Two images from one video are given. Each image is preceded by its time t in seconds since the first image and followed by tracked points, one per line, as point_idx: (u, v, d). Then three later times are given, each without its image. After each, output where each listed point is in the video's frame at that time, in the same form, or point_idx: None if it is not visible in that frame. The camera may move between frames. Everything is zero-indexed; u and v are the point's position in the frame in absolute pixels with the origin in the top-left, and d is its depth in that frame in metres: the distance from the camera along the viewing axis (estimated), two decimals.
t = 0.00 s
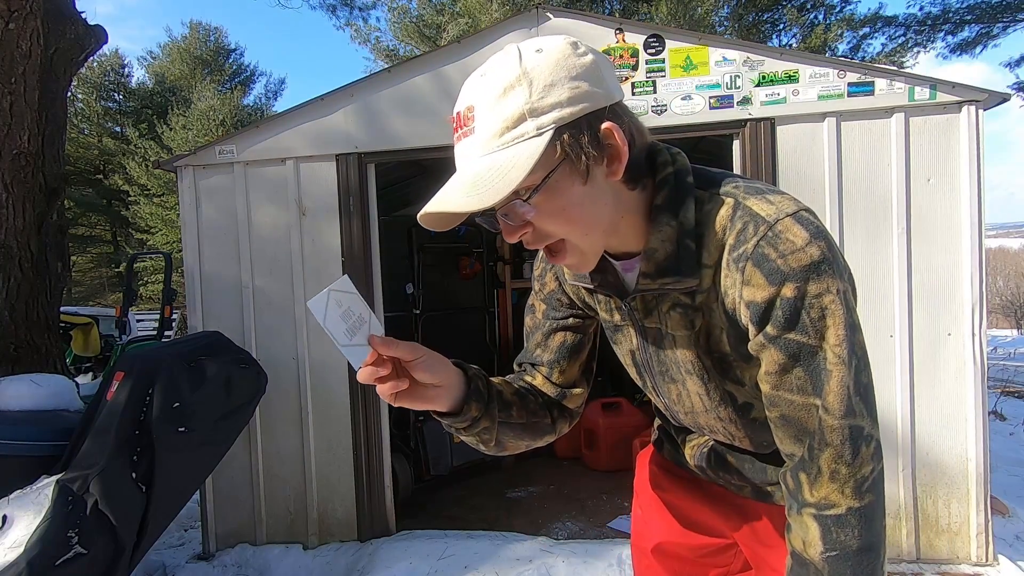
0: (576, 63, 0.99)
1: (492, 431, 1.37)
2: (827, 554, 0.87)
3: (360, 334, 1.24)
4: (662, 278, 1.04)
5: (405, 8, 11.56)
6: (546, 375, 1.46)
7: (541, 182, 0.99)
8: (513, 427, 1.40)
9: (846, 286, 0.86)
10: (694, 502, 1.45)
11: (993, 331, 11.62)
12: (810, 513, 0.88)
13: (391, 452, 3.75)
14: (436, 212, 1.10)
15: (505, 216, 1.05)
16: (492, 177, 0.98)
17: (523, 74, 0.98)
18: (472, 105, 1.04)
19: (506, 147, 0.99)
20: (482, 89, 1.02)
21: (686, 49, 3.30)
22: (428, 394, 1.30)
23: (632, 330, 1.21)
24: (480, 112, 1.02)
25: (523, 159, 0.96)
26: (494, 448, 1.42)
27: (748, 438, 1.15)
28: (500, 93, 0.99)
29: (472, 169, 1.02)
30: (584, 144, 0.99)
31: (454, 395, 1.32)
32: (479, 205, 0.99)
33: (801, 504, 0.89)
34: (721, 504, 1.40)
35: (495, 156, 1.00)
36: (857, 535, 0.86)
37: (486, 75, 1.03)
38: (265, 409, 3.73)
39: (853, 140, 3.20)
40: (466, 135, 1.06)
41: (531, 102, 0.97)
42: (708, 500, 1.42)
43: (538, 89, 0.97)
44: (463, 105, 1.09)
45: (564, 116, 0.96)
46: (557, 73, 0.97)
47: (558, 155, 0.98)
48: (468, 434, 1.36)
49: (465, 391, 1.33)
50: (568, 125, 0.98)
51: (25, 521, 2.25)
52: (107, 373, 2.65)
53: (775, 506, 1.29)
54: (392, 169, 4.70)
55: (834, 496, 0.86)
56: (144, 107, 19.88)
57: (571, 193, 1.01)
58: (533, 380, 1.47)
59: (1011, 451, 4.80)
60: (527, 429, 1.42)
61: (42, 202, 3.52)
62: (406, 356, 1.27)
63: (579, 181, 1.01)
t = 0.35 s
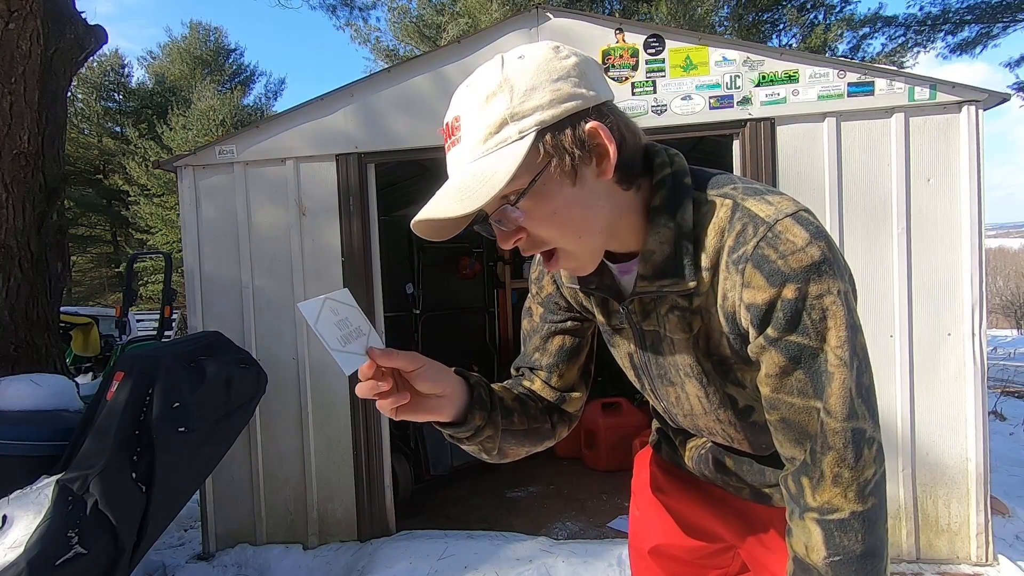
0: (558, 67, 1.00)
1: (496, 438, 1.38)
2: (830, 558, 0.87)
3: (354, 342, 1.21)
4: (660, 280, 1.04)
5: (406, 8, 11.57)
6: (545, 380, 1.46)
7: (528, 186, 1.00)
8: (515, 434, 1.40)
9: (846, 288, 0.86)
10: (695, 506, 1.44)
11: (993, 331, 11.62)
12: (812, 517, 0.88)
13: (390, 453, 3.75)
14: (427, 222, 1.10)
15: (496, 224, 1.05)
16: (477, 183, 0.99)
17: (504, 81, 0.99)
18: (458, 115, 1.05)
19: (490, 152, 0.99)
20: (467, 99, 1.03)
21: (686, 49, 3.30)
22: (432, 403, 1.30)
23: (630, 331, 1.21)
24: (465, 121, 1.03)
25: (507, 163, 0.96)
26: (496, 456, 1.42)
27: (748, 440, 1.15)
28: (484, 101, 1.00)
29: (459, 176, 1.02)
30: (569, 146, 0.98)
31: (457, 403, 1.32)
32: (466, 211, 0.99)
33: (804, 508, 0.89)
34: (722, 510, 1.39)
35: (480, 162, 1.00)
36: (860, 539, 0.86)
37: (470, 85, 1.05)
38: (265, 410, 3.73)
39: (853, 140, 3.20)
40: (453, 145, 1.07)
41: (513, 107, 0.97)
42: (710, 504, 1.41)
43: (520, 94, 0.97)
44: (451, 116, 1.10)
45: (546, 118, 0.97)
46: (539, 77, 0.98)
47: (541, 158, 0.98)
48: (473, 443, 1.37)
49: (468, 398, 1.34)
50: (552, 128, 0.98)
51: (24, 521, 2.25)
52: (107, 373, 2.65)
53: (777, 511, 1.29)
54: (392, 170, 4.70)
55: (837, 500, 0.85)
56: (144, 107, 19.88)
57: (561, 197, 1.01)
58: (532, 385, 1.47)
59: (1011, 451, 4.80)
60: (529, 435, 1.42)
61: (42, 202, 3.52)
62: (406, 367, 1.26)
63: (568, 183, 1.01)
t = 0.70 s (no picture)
0: (560, 68, 0.99)
1: (503, 437, 1.38)
2: (831, 558, 0.87)
3: (364, 348, 1.24)
4: (664, 279, 1.04)
5: (405, 8, 11.57)
6: (550, 377, 1.46)
7: (532, 187, 1.00)
8: (521, 432, 1.41)
9: (850, 288, 0.86)
10: (697, 505, 1.43)
11: (993, 331, 11.62)
12: (814, 517, 0.88)
13: (391, 453, 3.75)
14: (432, 223, 1.10)
15: (500, 224, 1.05)
16: (482, 184, 0.99)
17: (508, 82, 0.99)
18: (461, 116, 1.05)
19: (494, 153, 0.99)
20: (470, 100, 1.03)
21: (686, 49, 3.30)
22: (441, 404, 1.30)
23: (634, 329, 1.21)
24: (469, 122, 1.03)
25: (512, 164, 0.96)
26: (503, 454, 1.43)
27: (750, 440, 1.15)
28: (487, 102, 1.00)
29: (464, 177, 1.03)
30: (573, 146, 0.98)
31: (466, 403, 1.32)
32: (470, 212, 1.00)
33: (805, 508, 0.89)
34: (724, 508, 1.39)
35: (484, 163, 1.00)
36: (861, 539, 0.86)
37: (473, 86, 1.05)
38: (265, 410, 3.73)
39: (853, 140, 3.20)
40: (457, 145, 1.07)
41: (517, 109, 0.97)
42: (711, 503, 1.41)
43: (523, 95, 0.97)
44: (454, 117, 1.09)
45: (550, 120, 0.97)
46: (542, 78, 0.98)
47: (545, 160, 0.98)
48: (482, 443, 1.37)
49: (476, 397, 1.34)
50: (555, 129, 0.98)
51: (24, 521, 2.25)
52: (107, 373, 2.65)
53: (779, 509, 1.28)
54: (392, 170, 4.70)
55: (838, 500, 0.86)
56: (144, 107, 19.89)
57: (564, 198, 1.01)
58: (536, 382, 1.47)
59: (1011, 451, 4.79)
60: (534, 432, 1.43)
61: (42, 203, 3.52)
62: (415, 368, 1.27)
63: (571, 184, 1.01)
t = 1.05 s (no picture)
0: (571, 64, 0.99)
1: (514, 433, 1.38)
2: (834, 557, 0.87)
3: (381, 342, 1.22)
4: (670, 276, 1.04)
5: (406, 8, 11.56)
6: (558, 374, 1.46)
7: (544, 181, 1.00)
8: (532, 428, 1.41)
9: (855, 286, 0.86)
10: (701, 504, 1.44)
11: (993, 331, 11.61)
12: (817, 516, 0.88)
13: (391, 453, 3.75)
14: (446, 220, 1.10)
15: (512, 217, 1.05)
16: (495, 181, 0.99)
17: (519, 79, 0.98)
18: (473, 114, 1.05)
19: (507, 150, 0.99)
20: (481, 98, 1.03)
21: (686, 49, 3.30)
22: (454, 399, 1.30)
23: (639, 326, 1.21)
24: (480, 119, 1.03)
25: (525, 160, 0.96)
26: (513, 450, 1.43)
27: (754, 438, 1.15)
28: (498, 99, 1.00)
29: (477, 174, 1.03)
30: (585, 141, 0.98)
31: (478, 398, 1.32)
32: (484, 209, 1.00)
33: (808, 507, 0.89)
34: (728, 508, 1.38)
35: (497, 160, 1.00)
36: (865, 539, 0.86)
37: (484, 84, 1.05)
38: (266, 409, 3.73)
39: (853, 140, 3.20)
40: (469, 143, 1.07)
41: (529, 105, 0.97)
42: (717, 504, 1.41)
43: (535, 92, 0.97)
44: (465, 115, 1.10)
45: (562, 116, 0.97)
46: (553, 74, 0.98)
47: (557, 156, 0.98)
48: (493, 438, 1.37)
49: (487, 392, 1.34)
50: (567, 124, 0.98)
51: (24, 521, 2.25)
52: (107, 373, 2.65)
53: (783, 510, 1.28)
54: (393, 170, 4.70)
55: (842, 499, 0.85)
56: (144, 107, 19.89)
57: (575, 192, 1.01)
58: (545, 379, 1.47)
59: (1011, 451, 4.79)
60: (545, 428, 1.42)
61: (41, 203, 3.52)
62: (430, 364, 1.26)
63: (582, 178, 1.01)
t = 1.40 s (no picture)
0: (584, 63, 0.99)
1: (521, 430, 1.38)
2: (840, 555, 0.87)
3: (392, 339, 1.21)
4: (679, 274, 1.04)
5: (405, 8, 11.56)
6: (563, 372, 1.46)
7: (555, 177, 0.99)
8: (538, 426, 1.41)
9: (863, 285, 0.86)
10: (705, 505, 1.44)
11: (993, 331, 11.61)
12: (823, 514, 0.88)
13: (391, 452, 3.75)
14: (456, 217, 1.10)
15: (521, 214, 1.04)
16: (508, 177, 0.99)
17: (533, 75, 0.99)
18: (485, 110, 1.05)
19: (520, 146, 0.99)
20: (494, 94, 1.03)
21: (686, 49, 3.30)
22: (462, 396, 1.30)
23: (646, 325, 1.21)
24: (493, 116, 1.03)
25: (538, 156, 0.96)
26: (518, 448, 1.43)
27: (758, 437, 1.15)
28: (511, 96, 1.00)
29: (488, 170, 1.03)
30: (597, 138, 0.98)
31: (486, 396, 1.32)
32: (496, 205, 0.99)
33: (814, 504, 0.89)
34: (732, 508, 1.38)
35: (510, 156, 1.00)
36: (870, 536, 0.86)
37: (497, 80, 1.04)
38: (266, 409, 3.73)
39: (853, 140, 3.20)
40: (480, 139, 1.06)
41: (543, 102, 0.97)
42: (720, 504, 1.41)
43: (548, 89, 0.97)
44: (477, 112, 1.09)
45: (575, 113, 0.97)
46: (567, 72, 0.98)
47: (570, 152, 0.98)
48: (499, 436, 1.37)
49: (495, 390, 1.34)
50: (581, 121, 0.98)
51: (24, 521, 2.25)
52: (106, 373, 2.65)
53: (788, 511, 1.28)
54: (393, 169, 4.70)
55: (848, 497, 0.85)
56: (144, 107, 19.88)
57: (586, 188, 1.01)
58: (550, 377, 1.47)
59: (1011, 451, 4.79)
60: (550, 426, 1.43)
61: (41, 202, 3.52)
62: (439, 362, 1.25)
63: (594, 175, 1.01)
